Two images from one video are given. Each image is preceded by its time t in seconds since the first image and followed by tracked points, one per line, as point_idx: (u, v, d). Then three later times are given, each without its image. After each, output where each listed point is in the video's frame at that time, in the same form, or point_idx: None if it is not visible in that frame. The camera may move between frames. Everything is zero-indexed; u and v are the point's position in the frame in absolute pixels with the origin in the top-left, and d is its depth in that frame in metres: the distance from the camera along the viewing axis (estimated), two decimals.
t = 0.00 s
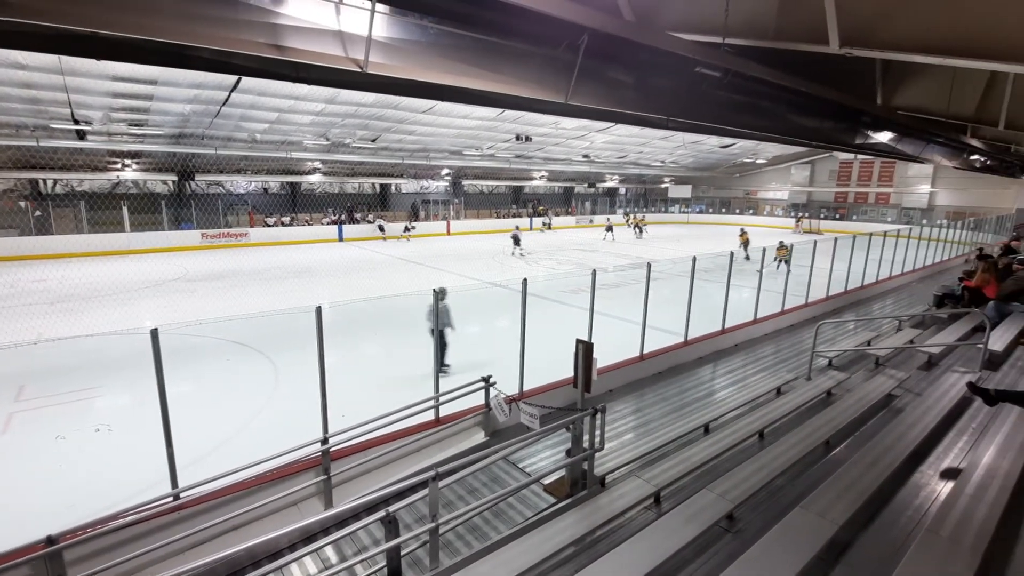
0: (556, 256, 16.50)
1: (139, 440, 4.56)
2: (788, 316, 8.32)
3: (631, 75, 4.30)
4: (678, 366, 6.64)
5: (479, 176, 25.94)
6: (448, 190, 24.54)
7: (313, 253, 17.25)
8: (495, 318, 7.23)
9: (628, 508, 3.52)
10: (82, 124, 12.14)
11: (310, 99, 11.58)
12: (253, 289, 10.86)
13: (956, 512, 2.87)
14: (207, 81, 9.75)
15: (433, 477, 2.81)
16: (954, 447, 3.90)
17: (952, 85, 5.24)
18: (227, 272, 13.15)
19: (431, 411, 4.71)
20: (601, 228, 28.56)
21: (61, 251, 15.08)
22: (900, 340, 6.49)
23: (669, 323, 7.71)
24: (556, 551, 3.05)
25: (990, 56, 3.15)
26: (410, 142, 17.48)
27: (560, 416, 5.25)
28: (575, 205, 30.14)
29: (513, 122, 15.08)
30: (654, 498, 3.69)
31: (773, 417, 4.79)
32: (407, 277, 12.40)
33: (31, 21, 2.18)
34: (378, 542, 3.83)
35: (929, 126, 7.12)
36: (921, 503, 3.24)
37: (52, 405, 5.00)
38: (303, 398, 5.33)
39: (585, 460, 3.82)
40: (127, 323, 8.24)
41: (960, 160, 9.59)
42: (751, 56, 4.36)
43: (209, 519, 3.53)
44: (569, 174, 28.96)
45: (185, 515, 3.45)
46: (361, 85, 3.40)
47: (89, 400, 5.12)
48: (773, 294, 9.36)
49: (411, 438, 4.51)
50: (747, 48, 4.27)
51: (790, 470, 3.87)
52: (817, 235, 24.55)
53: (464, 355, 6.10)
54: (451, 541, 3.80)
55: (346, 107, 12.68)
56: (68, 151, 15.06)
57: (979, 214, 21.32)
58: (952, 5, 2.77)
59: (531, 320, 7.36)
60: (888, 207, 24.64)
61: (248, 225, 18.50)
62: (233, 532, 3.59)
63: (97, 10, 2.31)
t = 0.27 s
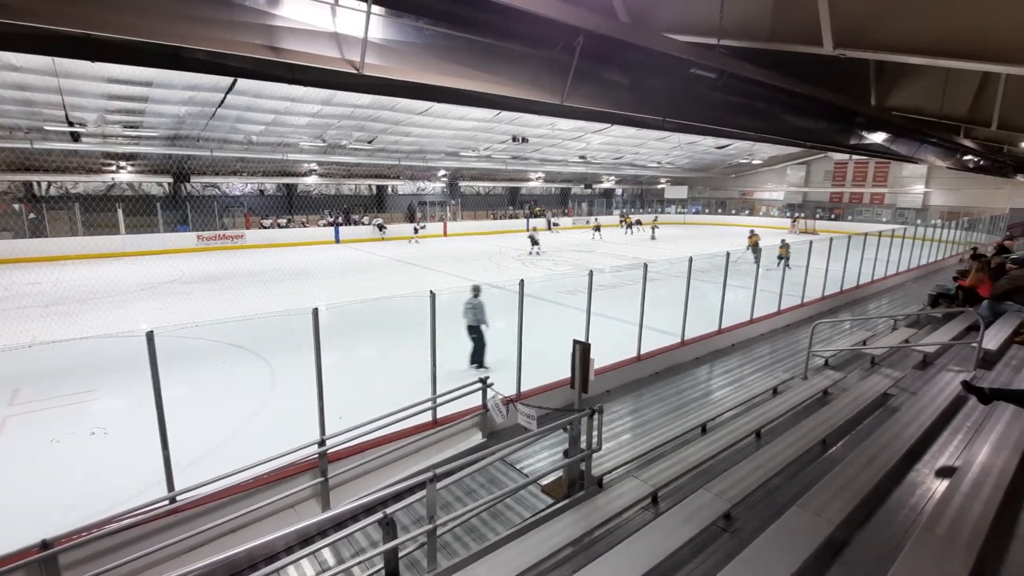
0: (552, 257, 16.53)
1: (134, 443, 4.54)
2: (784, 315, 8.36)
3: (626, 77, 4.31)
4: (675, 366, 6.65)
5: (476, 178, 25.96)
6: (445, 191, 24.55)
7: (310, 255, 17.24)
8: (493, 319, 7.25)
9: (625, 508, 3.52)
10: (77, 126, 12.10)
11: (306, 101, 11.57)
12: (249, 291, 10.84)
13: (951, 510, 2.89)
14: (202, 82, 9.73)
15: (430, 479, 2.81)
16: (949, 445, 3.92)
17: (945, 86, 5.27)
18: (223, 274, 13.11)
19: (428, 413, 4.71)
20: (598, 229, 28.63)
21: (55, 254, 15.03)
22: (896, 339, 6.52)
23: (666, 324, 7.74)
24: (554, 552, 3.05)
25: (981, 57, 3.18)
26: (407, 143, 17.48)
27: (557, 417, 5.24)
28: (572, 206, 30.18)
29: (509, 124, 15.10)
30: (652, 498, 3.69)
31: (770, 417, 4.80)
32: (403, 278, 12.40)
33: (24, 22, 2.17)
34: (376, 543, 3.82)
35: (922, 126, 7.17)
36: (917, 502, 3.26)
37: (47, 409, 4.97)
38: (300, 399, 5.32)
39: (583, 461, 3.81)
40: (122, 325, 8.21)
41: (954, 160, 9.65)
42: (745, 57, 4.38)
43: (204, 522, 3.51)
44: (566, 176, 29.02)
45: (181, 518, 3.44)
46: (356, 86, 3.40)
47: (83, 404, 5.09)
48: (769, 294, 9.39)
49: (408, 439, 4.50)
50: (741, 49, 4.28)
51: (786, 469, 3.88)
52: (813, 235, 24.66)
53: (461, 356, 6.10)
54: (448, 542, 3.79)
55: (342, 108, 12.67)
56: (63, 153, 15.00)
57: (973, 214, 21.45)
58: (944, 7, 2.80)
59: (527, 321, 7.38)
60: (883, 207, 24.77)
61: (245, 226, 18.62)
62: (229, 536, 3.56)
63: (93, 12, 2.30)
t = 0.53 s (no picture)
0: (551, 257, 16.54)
1: (132, 444, 4.53)
2: (782, 315, 8.37)
3: (625, 78, 4.32)
4: (674, 365, 6.66)
5: (474, 178, 25.96)
6: (444, 192, 24.56)
7: (309, 256, 17.24)
8: (492, 319, 7.25)
9: (625, 509, 3.52)
10: (75, 127, 12.07)
11: (305, 102, 11.56)
12: (248, 292, 10.81)
13: (949, 509, 2.90)
14: (201, 84, 9.72)
15: (430, 479, 2.80)
16: (947, 445, 3.94)
17: (943, 86, 5.29)
18: (222, 275, 13.09)
19: (428, 413, 4.71)
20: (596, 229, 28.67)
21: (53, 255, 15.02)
22: (893, 339, 6.54)
23: (665, 324, 7.75)
24: (554, 552, 3.05)
25: (977, 58, 3.20)
26: (405, 144, 17.48)
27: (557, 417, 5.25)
28: (571, 207, 30.20)
29: (507, 124, 15.11)
30: (652, 498, 3.69)
31: (769, 416, 4.82)
32: (403, 279, 12.40)
33: (22, 23, 2.16)
34: (375, 544, 3.81)
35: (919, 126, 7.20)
36: (916, 501, 3.27)
37: (45, 411, 4.96)
38: (299, 400, 5.31)
39: (582, 461, 3.82)
40: (121, 327, 8.19)
41: (951, 161, 9.69)
42: (743, 58, 4.39)
43: (203, 524, 3.50)
44: (564, 176, 29.05)
45: (180, 520, 3.42)
46: (356, 87, 3.39)
47: (81, 405, 5.08)
48: (768, 294, 9.41)
49: (408, 440, 4.50)
50: (739, 49, 4.30)
51: (785, 469, 3.89)
52: (811, 235, 24.71)
53: (460, 357, 6.10)
54: (448, 543, 3.79)
55: (340, 109, 12.67)
56: (61, 155, 14.97)
57: (970, 214, 21.53)
58: (942, 7, 2.82)
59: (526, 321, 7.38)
60: (880, 207, 24.84)
61: (244, 227, 18.61)
62: (228, 538, 3.55)
63: (93, 13, 2.30)
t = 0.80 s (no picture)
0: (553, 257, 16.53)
1: (134, 445, 4.54)
2: (784, 315, 8.37)
3: (626, 78, 4.32)
4: (675, 365, 6.66)
5: (475, 178, 25.98)
6: (445, 192, 24.58)
7: (310, 256, 17.26)
8: (493, 319, 7.25)
9: (626, 509, 3.52)
10: (76, 127, 12.09)
11: (306, 102, 11.57)
12: (249, 293, 10.81)
13: (951, 509, 2.89)
14: (202, 84, 9.73)
15: (432, 479, 2.80)
16: (949, 445, 3.93)
17: (944, 86, 5.29)
18: (223, 275, 13.09)
19: (429, 413, 4.70)
20: (597, 229, 28.69)
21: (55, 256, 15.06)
22: (895, 338, 6.54)
23: (667, 324, 7.76)
24: (556, 552, 3.05)
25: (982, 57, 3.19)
26: (406, 144, 17.49)
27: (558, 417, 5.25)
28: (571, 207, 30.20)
29: (508, 124, 15.12)
30: (653, 498, 3.69)
31: (770, 416, 4.82)
32: (405, 279, 12.41)
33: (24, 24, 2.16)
34: (377, 545, 3.81)
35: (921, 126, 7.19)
36: (917, 500, 3.26)
37: (46, 412, 4.95)
38: (301, 401, 5.32)
39: (584, 461, 3.81)
40: (122, 327, 8.20)
41: (952, 160, 9.69)
42: (744, 58, 4.39)
43: (204, 524, 3.50)
44: (565, 176, 29.07)
45: (182, 519, 3.42)
46: (357, 87, 3.39)
47: (82, 406, 5.08)
48: (769, 294, 9.41)
49: (409, 440, 4.51)
50: (740, 49, 4.29)
51: (787, 468, 3.89)
52: (812, 235, 24.70)
53: (462, 357, 6.11)
54: (450, 543, 3.79)
55: (341, 109, 12.67)
56: (63, 155, 15.00)
57: (971, 214, 21.51)
58: (942, 8, 2.82)
59: (527, 321, 7.38)
60: (881, 207, 24.84)
61: (245, 228, 18.61)
62: (230, 538, 3.54)
63: (93, 14, 2.30)
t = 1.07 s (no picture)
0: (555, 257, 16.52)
1: (137, 444, 4.55)
2: (787, 315, 8.35)
3: (628, 77, 4.31)
4: (678, 366, 6.65)
5: (478, 178, 25.98)
6: (447, 192, 24.60)
7: (312, 256, 17.28)
8: (495, 319, 7.25)
9: (629, 508, 3.51)
10: (80, 127, 12.13)
11: (309, 102, 11.59)
12: (253, 292, 10.83)
13: (954, 509, 2.89)
14: (206, 84, 9.75)
15: (435, 478, 2.80)
16: (953, 445, 3.92)
17: (948, 85, 5.27)
18: (226, 275, 13.12)
19: (431, 413, 4.70)
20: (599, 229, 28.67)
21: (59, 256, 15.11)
22: (898, 338, 6.52)
23: (670, 324, 7.75)
24: (558, 552, 3.04)
25: (992, 58, 3.16)
26: (409, 144, 17.51)
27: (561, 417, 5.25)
28: (574, 207, 30.19)
29: (511, 124, 15.12)
30: (656, 498, 3.68)
31: (773, 416, 4.80)
32: (408, 279, 12.42)
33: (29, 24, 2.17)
34: (380, 544, 3.81)
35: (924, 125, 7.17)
36: (921, 501, 3.26)
37: (49, 411, 4.96)
38: (303, 400, 5.32)
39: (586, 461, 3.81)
40: (126, 327, 8.21)
41: (955, 160, 9.67)
42: (747, 57, 4.38)
43: (207, 523, 3.50)
44: (567, 176, 29.05)
45: (186, 519, 3.43)
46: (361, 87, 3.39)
47: (86, 405, 5.09)
48: (772, 294, 9.40)
49: (412, 440, 4.51)
50: (742, 48, 4.28)
51: (790, 468, 3.88)
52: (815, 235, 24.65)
53: (465, 357, 6.11)
54: (452, 542, 3.80)
55: (344, 109, 12.68)
56: (67, 155, 15.04)
57: (974, 214, 21.45)
58: (943, 7, 2.82)
59: (530, 321, 7.38)
60: (884, 207, 24.78)
61: (248, 228, 18.64)
62: (233, 537, 3.55)
63: (95, 13, 2.30)
